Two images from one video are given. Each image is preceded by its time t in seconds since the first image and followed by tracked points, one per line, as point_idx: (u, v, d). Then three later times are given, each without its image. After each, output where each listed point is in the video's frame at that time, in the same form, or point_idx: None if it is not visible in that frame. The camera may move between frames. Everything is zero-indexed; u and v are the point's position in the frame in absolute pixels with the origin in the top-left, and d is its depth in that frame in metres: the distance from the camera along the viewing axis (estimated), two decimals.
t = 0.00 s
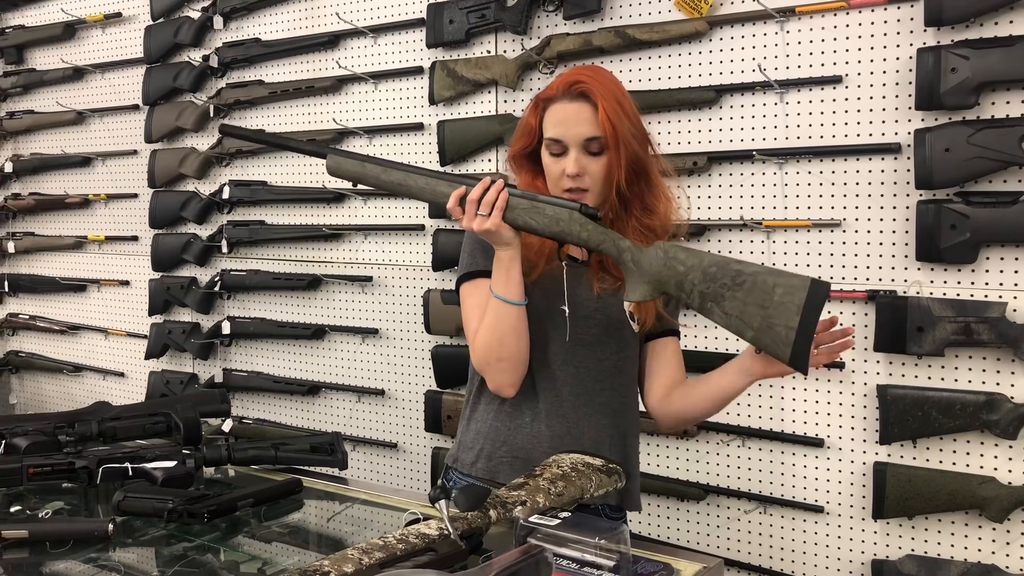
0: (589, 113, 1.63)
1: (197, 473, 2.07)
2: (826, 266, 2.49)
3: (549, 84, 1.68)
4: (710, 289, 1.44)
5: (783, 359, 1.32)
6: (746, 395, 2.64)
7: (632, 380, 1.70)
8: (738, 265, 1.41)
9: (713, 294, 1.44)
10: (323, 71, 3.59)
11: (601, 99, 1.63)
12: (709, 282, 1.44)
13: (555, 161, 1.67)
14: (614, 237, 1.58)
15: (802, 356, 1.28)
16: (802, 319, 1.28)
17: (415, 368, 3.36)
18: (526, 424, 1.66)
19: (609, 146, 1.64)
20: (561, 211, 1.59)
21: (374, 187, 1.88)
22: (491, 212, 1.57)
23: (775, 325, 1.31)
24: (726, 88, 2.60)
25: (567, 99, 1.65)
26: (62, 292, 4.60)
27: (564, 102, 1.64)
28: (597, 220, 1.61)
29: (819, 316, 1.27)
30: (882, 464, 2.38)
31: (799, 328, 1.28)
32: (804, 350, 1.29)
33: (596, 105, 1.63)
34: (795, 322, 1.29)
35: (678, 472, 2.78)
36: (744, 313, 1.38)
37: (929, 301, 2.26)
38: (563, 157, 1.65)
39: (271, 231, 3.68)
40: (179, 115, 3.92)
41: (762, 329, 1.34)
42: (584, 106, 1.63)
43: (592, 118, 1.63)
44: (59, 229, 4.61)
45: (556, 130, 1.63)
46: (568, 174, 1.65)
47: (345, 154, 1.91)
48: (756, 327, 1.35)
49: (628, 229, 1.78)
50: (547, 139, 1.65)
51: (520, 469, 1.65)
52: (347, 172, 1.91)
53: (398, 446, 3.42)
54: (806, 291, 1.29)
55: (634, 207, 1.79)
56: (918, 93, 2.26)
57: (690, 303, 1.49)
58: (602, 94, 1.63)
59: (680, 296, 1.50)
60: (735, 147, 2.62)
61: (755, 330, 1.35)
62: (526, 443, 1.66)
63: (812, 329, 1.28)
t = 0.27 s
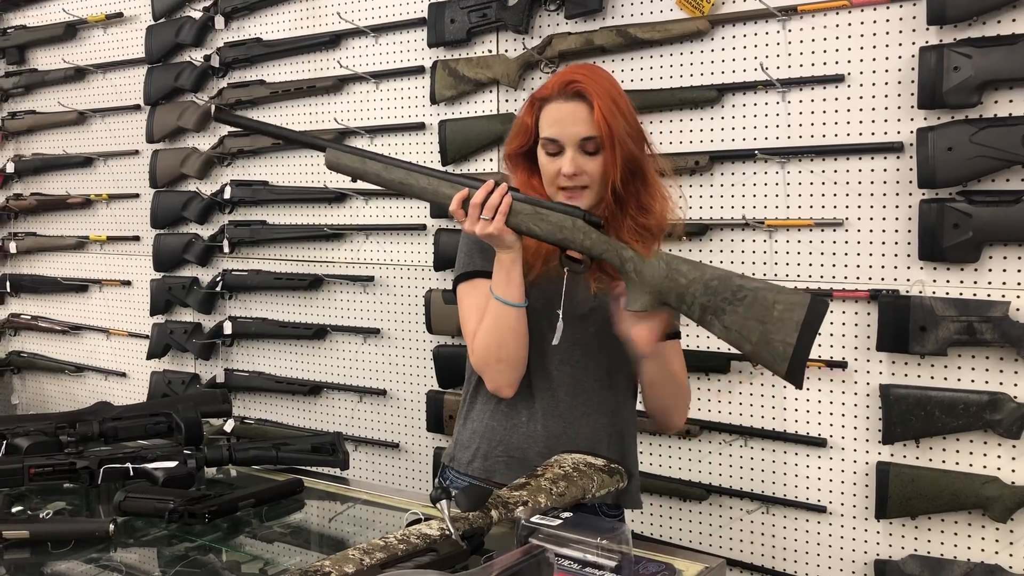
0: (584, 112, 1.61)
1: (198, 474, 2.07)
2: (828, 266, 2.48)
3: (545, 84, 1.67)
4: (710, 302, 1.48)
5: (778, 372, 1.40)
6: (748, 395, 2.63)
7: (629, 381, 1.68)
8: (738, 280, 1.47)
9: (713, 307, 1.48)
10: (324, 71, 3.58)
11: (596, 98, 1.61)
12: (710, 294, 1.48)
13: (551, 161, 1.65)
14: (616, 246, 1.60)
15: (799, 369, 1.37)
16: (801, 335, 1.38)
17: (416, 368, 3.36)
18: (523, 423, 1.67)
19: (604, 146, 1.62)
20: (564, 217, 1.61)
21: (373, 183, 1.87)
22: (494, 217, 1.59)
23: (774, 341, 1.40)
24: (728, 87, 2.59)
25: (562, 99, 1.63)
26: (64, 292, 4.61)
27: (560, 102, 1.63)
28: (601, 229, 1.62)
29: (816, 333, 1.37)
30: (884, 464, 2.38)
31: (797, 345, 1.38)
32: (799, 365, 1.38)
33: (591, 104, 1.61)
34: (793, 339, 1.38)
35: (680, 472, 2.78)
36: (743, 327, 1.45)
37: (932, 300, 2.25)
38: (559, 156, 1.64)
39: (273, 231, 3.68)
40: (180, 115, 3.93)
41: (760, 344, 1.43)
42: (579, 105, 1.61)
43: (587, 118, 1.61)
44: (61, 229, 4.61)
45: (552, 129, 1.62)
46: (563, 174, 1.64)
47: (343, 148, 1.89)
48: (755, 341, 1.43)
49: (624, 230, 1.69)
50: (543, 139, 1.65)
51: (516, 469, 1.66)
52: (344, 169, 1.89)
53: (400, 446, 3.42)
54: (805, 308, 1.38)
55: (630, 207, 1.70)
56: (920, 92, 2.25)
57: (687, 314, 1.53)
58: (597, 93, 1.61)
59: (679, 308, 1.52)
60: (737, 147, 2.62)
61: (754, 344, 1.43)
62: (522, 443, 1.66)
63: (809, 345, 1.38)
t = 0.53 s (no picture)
0: (584, 114, 1.63)
1: (200, 474, 2.07)
2: (831, 265, 2.48)
3: (543, 86, 1.68)
4: (712, 310, 1.53)
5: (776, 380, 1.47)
6: (751, 394, 2.63)
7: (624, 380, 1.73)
8: (740, 289, 1.51)
9: (715, 315, 1.53)
10: (326, 72, 3.59)
11: (595, 100, 1.64)
12: (712, 303, 1.53)
13: (550, 163, 1.67)
14: (619, 250, 1.61)
15: (797, 378, 1.44)
16: (800, 346, 1.43)
17: (418, 369, 3.36)
18: (524, 424, 1.66)
19: (604, 147, 1.65)
20: (570, 222, 1.60)
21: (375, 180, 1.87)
22: (497, 218, 1.55)
23: (774, 351, 1.45)
24: (730, 86, 2.59)
25: (561, 101, 1.65)
26: (67, 293, 4.62)
27: (559, 103, 1.65)
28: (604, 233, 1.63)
29: (815, 343, 1.43)
30: (888, 464, 2.37)
31: (797, 354, 1.44)
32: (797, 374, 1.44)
33: (591, 106, 1.63)
34: (792, 348, 1.44)
35: (683, 472, 2.77)
36: (743, 335, 1.51)
37: (935, 300, 2.25)
38: (558, 158, 1.66)
39: (275, 231, 3.69)
40: (183, 116, 3.94)
41: (760, 352, 1.48)
42: (579, 108, 1.63)
43: (587, 119, 1.63)
44: (64, 230, 4.62)
45: (551, 132, 1.63)
46: (564, 176, 1.65)
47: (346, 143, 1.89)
48: (755, 350, 1.48)
49: (622, 230, 1.78)
50: (542, 141, 1.65)
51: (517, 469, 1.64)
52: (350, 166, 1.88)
53: (402, 446, 3.42)
54: (805, 319, 1.44)
55: (628, 207, 1.78)
56: (923, 91, 2.24)
57: (689, 320, 1.57)
58: (596, 95, 1.63)
59: (681, 314, 1.57)
60: (739, 146, 2.61)
61: (753, 352, 1.49)
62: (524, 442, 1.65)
63: (807, 356, 1.44)
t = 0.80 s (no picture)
0: (585, 114, 1.63)
1: (202, 475, 2.08)
2: (834, 267, 2.47)
3: (543, 86, 1.68)
4: (714, 307, 1.53)
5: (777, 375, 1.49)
6: (754, 395, 2.63)
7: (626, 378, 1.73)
8: (740, 285, 1.52)
9: (716, 312, 1.53)
10: (329, 73, 3.59)
11: (596, 100, 1.64)
12: (712, 299, 1.54)
13: (551, 162, 1.67)
14: (619, 249, 1.60)
15: (799, 373, 1.46)
16: (802, 341, 1.45)
17: (421, 370, 3.36)
18: (526, 424, 1.66)
19: (606, 147, 1.65)
20: (569, 221, 1.60)
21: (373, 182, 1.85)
22: (497, 219, 1.55)
23: (777, 346, 1.47)
24: (733, 87, 2.59)
25: (562, 101, 1.65)
26: (70, 294, 4.63)
27: (560, 103, 1.65)
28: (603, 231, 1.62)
29: (816, 338, 1.45)
30: (891, 465, 2.36)
31: (798, 351, 1.46)
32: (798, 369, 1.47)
33: (592, 106, 1.63)
34: (794, 344, 1.46)
35: (686, 473, 2.77)
36: (745, 331, 1.51)
37: (938, 301, 2.25)
38: (559, 158, 1.66)
39: (278, 232, 3.69)
40: (186, 117, 3.94)
41: (761, 348, 1.50)
42: (580, 107, 1.63)
43: (588, 119, 1.63)
44: (67, 231, 4.63)
45: (552, 132, 1.64)
46: (566, 176, 1.64)
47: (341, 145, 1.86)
48: (757, 346, 1.49)
49: (624, 229, 1.78)
50: (543, 141, 1.65)
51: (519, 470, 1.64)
52: (348, 165, 1.85)
53: (405, 447, 3.42)
54: (806, 315, 1.45)
55: (630, 205, 1.78)
56: (926, 92, 2.24)
57: (690, 317, 1.57)
58: (597, 95, 1.64)
59: (683, 311, 1.57)
60: (742, 147, 2.61)
61: (755, 349, 1.50)
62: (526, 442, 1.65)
63: (809, 351, 1.46)
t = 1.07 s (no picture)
0: (597, 116, 1.64)
1: (206, 477, 2.08)
2: (837, 269, 2.47)
3: (553, 88, 1.69)
4: (714, 305, 1.52)
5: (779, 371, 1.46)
6: (758, 398, 2.63)
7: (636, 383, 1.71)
8: (740, 283, 1.51)
9: (717, 310, 1.52)
10: (333, 75, 3.60)
11: (608, 103, 1.65)
12: (712, 297, 1.52)
13: (561, 164, 1.67)
14: (617, 250, 1.60)
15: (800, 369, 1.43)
16: (802, 336, 1.43)
17: (424, 372, 3.37)
18: (530, 427, 1.66)
19: (617, 149, 1.66)
20: (568, 223, 1.60)
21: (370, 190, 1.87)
22: (493, 223, 1.56)
23: (777, 342, 1.45)
24: (736, 89, 2.59)
25: (573, 102, 1.66)
26: (74, 296, 4.64)
27: (571, 105, 1.65)
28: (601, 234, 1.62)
29: (817, 333, 1.42)
30: (894, 468, 2.36)
31: (799, 346, 1.43)
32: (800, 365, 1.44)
33: (604, 108, 1.65)
34: (795, 339, 1.44)
35: (689, 476, 2.77)
36: (745, 328, 1.50)
37: (942, 303, 2.24)
38: (570, 160, 1.66)
39: (281, 235, 3.70)
40: (190, 120, 3.96)
41: (763, 345, 1.48)
42: (591, 109, 1.64)
43: (600, 121, 1.64)
44: (72, 233, 4.65)
45: (564, 133, 1.64)
46: (577, 177, 1.65)
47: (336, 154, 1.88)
48: (757, 342, 1.48)
49: (629, 231, 1.77)
50: (554, 143, 1.65)
51: (523, 472, 1.65)
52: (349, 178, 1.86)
53: (408, 449, 3.42)
54: (806, 310, 1.43)
55: (637, 208, 1.78)
56: (929, 95, 2.24)
57: (691, 316, 1.56)
58: (609, 97, 1.65)
59: (683, 310, 1.56)
60: (745, 149, 2.61)
61: (756, 345, 1.48)
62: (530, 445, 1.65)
63: (810, 346, 1.43)
